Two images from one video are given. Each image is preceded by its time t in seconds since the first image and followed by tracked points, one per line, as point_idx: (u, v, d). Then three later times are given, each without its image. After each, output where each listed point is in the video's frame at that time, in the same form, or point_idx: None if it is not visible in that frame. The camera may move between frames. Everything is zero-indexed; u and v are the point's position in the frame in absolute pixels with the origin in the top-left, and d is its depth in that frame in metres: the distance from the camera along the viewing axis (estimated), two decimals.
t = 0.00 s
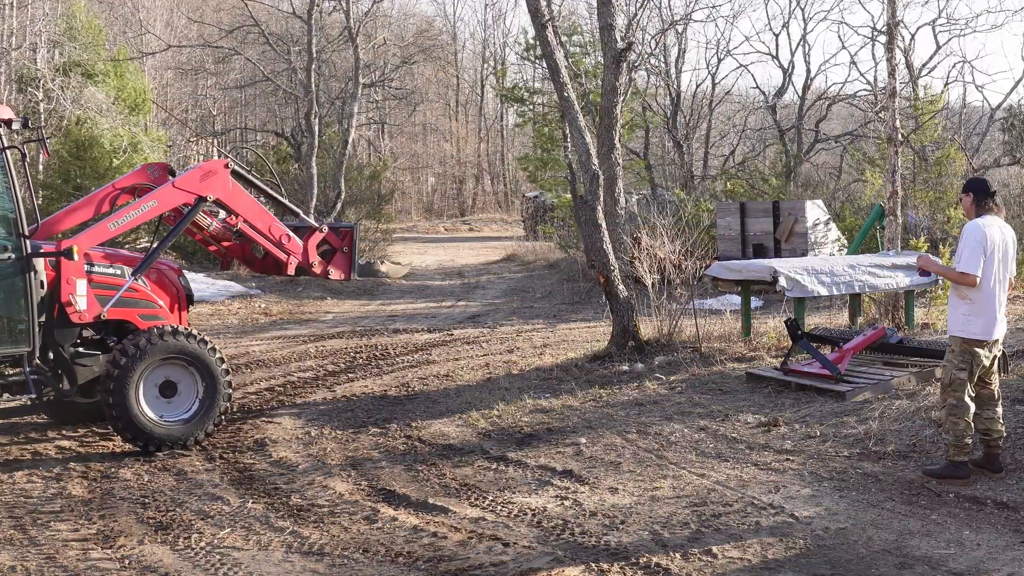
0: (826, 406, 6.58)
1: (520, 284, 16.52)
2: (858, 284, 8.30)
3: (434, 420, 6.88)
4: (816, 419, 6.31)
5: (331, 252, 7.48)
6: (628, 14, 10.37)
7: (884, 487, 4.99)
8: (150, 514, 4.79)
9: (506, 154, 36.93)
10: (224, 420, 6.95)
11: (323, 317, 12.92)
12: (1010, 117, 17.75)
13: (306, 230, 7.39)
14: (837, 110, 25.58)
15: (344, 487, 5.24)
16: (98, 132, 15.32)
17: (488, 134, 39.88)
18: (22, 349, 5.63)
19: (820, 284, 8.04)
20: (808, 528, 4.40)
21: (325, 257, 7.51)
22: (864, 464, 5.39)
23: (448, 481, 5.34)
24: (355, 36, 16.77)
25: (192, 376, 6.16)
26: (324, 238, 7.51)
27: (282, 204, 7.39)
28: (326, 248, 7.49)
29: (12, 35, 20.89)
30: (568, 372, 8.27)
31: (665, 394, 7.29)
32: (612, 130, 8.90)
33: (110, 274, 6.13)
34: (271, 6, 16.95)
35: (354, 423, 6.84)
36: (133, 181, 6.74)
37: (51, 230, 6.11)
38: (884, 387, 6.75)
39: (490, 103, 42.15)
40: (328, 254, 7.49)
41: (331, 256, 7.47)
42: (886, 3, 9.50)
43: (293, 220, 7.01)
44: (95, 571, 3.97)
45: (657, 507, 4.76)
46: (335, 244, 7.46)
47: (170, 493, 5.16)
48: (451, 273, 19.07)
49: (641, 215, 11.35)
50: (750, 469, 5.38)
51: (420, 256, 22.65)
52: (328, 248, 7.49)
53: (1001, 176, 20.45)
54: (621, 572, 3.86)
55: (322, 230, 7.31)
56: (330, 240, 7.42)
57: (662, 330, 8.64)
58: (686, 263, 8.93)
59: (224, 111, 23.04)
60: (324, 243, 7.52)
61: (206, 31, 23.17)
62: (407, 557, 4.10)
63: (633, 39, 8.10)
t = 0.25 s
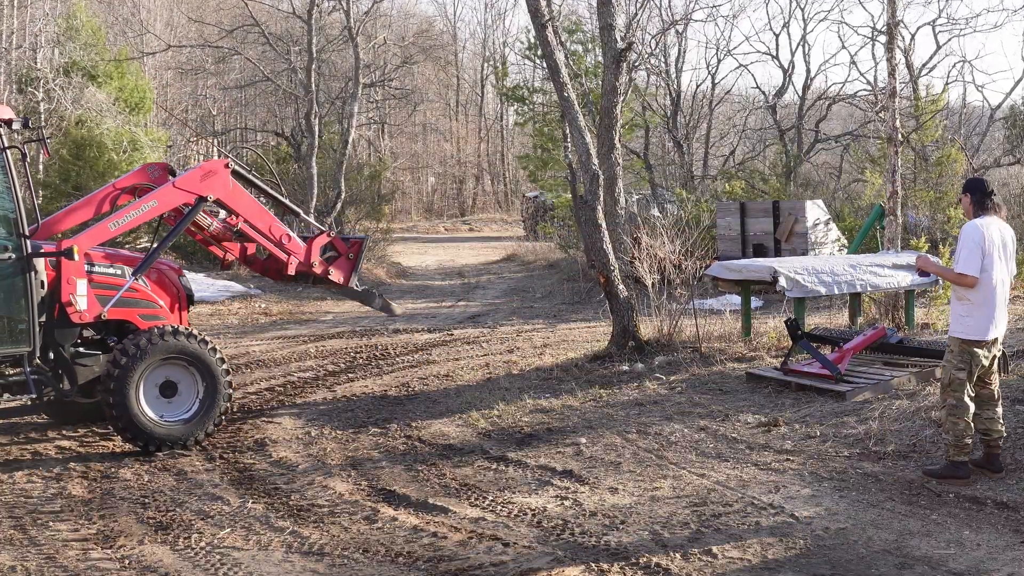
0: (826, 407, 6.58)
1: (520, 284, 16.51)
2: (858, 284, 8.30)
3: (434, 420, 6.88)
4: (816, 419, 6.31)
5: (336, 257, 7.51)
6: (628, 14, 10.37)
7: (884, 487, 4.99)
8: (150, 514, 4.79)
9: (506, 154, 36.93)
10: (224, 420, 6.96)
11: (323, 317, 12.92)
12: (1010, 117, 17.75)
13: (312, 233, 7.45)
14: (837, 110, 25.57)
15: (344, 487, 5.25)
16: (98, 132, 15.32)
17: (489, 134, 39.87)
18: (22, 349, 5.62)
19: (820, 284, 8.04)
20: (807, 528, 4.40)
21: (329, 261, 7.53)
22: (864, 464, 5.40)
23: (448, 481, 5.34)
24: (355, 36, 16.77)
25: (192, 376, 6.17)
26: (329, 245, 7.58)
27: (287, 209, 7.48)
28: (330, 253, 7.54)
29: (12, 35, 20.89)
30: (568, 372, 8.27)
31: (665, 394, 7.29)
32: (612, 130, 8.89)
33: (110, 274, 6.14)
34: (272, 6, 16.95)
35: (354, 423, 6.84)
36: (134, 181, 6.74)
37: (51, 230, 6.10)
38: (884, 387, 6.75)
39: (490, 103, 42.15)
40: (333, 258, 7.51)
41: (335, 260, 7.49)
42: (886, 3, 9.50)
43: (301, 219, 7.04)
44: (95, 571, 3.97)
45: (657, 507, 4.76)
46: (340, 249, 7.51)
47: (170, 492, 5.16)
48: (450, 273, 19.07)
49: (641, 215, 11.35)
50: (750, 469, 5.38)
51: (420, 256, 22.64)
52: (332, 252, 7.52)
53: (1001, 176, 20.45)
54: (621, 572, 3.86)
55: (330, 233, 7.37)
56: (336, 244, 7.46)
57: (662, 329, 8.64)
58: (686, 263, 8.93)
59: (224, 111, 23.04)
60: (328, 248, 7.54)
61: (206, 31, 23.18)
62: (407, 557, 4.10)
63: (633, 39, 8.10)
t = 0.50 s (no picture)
0: (826, 406, 6.58)
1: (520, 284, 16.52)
2: (858, 284, 8.30)
3: (434, 420, 6.88)
4: (816, 419, 6.31)
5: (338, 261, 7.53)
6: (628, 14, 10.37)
7: (884, 487, 4.99)
8: (150, 514, 4.79)
9: (506, 154, 36.94)
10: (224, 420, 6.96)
11: (323, 317, 12.92)
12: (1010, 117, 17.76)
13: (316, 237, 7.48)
14: (837, 111, 25.59)
15: (344, 487, 5.24)
16: (99, 132, 15.33)
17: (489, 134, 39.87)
18: (22, 349, 5.62)
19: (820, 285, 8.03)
20: (808, 528, 4.39)
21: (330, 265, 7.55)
22: (864, 464, 5.39)
23: (448, 481, 5.34)
24: (355, 36, 16.77)
25: (193, 376, 6.17)
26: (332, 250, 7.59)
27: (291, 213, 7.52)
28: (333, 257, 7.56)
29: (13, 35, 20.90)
30: (568, 372, 8.27)
31: (665, 394, 7.29)
32: (612, 130, 8.89)
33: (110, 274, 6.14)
34: (272, 6, 16.94)
35: (354, 423, 6.84)
36: (134, 181, 6.74)
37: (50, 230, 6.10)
38: (884, 388, 6.75)
39: (490, 103, 42.15)
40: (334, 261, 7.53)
41: (336, 264, 7.51)
42: (886, 3, 9.50)
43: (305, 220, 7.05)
44: (95, 571, 3.97)
45: (657, 507, 4.76)
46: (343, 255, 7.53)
47: (170, 493, 5.16)
48: (450, 273, 19.07)
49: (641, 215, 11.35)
50: (750, 469, 5.38)
51: (420, 256, 22.65)
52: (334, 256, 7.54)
53: (1001, 177, 20.46)
54: (621, 572, 3.86)
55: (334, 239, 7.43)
56: (340, 249, 7.49)
57: (662, 330, 8.64)
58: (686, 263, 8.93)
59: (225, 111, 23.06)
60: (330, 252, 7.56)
61: (207, 31, 23.19)
62: (407, 557, 4.10)
63: (633, 39, 8.10)
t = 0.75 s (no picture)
0: (826, 407, 6.58)
1: (520, 285, 16.52)
2: (858, 285, 8.29)
3: (434, 420, 6.89)
4: (816, 419, 6.32)
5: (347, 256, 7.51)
6: (628, 15, 10.37)
7: (884, 487, 5.00)
8: (150, 514, 4.79)
9: (506, 154, 36.93)
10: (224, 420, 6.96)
11: (323, 317, 12.93)
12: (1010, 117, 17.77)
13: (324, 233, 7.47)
14: (837, 111, 25.62)
15: (344, 487, 5.25)
16: (99, 132, 15.34)
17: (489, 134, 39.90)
18: (34, 348, 5.63)
19: (820, 284, 8.04)
20: (808, 528, 4.40)
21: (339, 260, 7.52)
22: (864, 464, 5.40)
23: (448, 481, 5.34)
24: (355, 36, 16.77)
25: (201, 375, 6.18)
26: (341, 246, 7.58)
27: (299, 209, 7.51)
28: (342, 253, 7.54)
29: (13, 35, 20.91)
30: (568, 372, 8.27)
31: (665, 394, 7.30)
32: (612, 130, 8.88)
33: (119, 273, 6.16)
34: (272, 7, 16.94)
35: (354, 423, 6.84)
36: (140, 179, 6.73)
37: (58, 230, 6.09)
38: (884, 387, 6.75)
39: (490, 103, 42.15)
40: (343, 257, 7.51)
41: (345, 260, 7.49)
42: (886, 3, 9.50)
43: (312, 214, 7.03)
44: (96, 571, 3.97)
45: (657, 507, 4.76)
46: (352, 251, 7.51)
47: (170, 493, 5.17)
48: (450, 273, 19.09)
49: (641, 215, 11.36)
50: (750, 469, 5.38)
51: (420, 256, 22.67)
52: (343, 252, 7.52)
53: (1000, 177, 20.48)
54: (621, 572, 3.87)
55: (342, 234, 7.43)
56: (347, 245, 7.46)
57: (662, 329, 8.65)
58: (686, 263, 8.93)
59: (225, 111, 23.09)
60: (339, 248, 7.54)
61: (207, 31, 23.22)
62: (407, 557, 4.10)
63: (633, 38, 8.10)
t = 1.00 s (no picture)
0: (826, 406, 6.58)
1: (520, 285, 16.52)
2: (858, 285, 8.29)
3: (434, 420, 6.89)
4: (816, 419, 6.32)
5: (411, 253, 7.64)
6: (629, 15, 10.38)
7: (884, 487, 4.99)
8: (150, 514, 4.79)
9: (505, 154, 36.89)
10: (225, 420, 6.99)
11: (323, 317, 12.93)
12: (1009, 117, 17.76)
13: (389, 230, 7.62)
14: (837, 111, 25.62)
15: (344, 487, 5.24)
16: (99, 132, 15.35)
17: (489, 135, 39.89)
18: (111, 342, 5.85)
19: (821, 285, 8.04)
20: (808, 528, 4.39)
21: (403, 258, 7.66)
22: (864, 464, 5.39)
23: (448, 481, 5.34)
24: (355, 36, 16.78)
25: (273, 366, 6.47)
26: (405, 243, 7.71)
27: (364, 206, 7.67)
28: (406, 250, 7.67)
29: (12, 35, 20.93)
30: (568, 372, 8.27)
31: (666, 394, 7.30)
32: (612, 130, 8.88)
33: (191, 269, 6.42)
34: (272, 7, 16.95)
35: (353, 423, 6.84)
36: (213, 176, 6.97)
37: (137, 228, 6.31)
38: (884, 387, 6.75)
39: (490, 103, 42.12)
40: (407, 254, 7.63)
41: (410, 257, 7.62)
42: (887, 3, 9.51)
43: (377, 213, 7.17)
44: (95, 571, 3.97)
45: (656, 507, 4.76)
46: (416, 249, 7.64)
47: (170, 492, 5.16)
48: (450, 273, 19.09)
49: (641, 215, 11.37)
50: (750, 469, 5.38)
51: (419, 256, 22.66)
52: (407, 249, 7.65)
53: (1000, 177, 20.46)
54: (620, 572, 3.86)
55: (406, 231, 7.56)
56: (412, 243, 7.59)
57: (662, 329, 8.64)
58: (686, 262, 8.93)
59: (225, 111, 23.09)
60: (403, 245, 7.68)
61: (207, 32, 23.22)
62: (407, 557, 4.10)
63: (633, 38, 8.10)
